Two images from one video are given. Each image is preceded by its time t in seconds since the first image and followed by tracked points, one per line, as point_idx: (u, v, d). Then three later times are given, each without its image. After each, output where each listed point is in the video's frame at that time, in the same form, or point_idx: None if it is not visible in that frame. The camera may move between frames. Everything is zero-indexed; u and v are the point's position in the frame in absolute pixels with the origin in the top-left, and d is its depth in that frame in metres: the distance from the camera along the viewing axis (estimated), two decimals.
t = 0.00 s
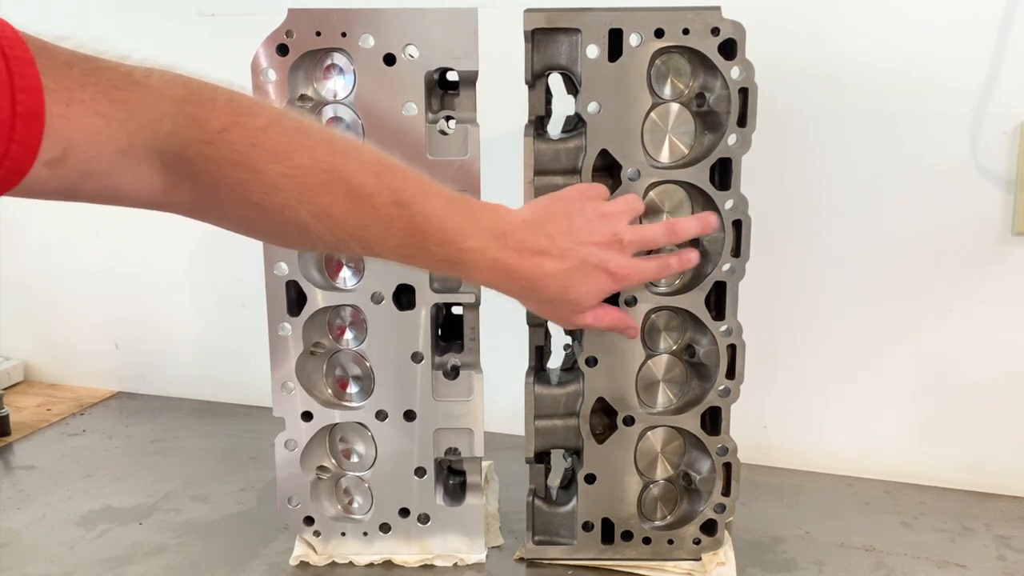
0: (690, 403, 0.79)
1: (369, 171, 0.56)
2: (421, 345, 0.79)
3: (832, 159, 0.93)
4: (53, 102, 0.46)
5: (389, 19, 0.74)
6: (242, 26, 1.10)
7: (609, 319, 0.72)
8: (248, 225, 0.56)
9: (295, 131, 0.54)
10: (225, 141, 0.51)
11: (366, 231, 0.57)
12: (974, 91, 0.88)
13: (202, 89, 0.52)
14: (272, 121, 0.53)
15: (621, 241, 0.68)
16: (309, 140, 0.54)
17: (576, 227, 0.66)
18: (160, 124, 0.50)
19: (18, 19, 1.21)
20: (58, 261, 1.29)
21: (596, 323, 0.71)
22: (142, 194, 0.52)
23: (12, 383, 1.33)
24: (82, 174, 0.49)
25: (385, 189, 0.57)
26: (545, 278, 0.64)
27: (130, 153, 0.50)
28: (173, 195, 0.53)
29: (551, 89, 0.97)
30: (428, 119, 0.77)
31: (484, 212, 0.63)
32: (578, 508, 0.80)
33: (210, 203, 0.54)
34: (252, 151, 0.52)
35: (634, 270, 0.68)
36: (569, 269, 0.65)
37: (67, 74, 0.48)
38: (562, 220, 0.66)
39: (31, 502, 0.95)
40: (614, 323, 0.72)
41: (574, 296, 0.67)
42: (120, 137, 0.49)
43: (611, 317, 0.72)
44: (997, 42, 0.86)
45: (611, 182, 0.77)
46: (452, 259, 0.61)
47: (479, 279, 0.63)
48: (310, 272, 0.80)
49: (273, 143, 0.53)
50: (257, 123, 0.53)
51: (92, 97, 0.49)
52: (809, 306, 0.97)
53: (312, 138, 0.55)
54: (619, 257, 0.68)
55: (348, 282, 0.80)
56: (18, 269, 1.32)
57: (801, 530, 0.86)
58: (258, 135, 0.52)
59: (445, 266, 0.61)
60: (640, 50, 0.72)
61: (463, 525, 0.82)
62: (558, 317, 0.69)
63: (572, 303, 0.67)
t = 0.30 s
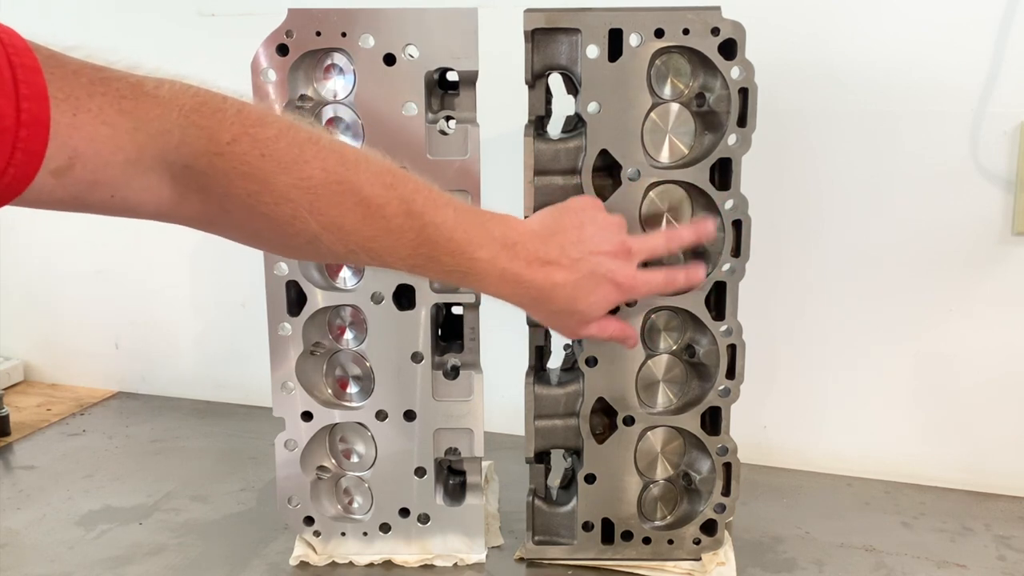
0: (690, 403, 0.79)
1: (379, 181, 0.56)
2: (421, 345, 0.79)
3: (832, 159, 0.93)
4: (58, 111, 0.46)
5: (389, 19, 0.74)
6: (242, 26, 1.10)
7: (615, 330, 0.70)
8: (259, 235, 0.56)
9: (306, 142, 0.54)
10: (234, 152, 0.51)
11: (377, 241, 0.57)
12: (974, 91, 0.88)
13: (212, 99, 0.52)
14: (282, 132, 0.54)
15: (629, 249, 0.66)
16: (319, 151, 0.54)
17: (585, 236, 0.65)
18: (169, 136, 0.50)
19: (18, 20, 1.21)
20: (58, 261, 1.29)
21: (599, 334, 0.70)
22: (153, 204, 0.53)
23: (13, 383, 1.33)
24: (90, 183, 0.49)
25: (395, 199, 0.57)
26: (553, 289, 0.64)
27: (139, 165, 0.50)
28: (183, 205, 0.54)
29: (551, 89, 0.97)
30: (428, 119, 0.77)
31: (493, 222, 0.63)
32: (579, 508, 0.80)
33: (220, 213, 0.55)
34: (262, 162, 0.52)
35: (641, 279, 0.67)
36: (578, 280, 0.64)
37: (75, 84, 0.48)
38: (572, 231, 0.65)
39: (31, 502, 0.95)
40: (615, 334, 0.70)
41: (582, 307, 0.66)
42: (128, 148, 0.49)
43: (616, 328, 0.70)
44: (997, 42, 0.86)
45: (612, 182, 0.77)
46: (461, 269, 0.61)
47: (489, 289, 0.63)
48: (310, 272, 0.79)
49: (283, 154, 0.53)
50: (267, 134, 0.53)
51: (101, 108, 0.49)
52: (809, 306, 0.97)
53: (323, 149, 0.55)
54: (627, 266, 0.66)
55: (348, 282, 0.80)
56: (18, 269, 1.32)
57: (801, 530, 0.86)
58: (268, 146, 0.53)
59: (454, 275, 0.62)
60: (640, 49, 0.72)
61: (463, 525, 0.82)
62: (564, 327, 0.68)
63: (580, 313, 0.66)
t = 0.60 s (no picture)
0: (690, 403, 0.79)
1: (338, 151, 0.56)
2: (421, 345, 0.79)
3: (832, 159, 0.93)
4: (28, 89, 0.47)
5: (389, 19, 0.74)
6: (242, 26, 1.10)
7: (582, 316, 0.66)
8: (220, 211, 0.56)
9: (263, 113, 0.54)
10: (193, 124, 0.52)
11: (336, 212, 0.56)
12: (974, 91, 0.88)
13: (172, 73, 0.52)
14: (240, 105, 0.53)
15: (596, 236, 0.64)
16: (277, 122, 0.54)
17: (552, 214, 0.62)
18: (130, 109, 0.51)
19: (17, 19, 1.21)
20: (57, 261, 1.29)
21: (566, 318, 0.66)
22: (115, 179, 0.53)
23: (13, 383, 1.33)
24: (57, 159, 0.49)
25: (354, 168, 0.56)
26: (515, 261, 0.61)
27: (101, 139, 0.50)
28: (145, 180, 0.54)
29: (551, 89, 0.97)
30: (428, 119, 0.77)
31: (458, 194, 0.62)
32: (579, 508, 0.80)
33: (182, 189, 0.54)
34: (219, 133, 0.52)
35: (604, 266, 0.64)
36: (543, 252, 0.62)
37: (38, 61, 0.48)
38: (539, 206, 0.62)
39: (31, 502, 0.95)
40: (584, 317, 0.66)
41: (548, 283, 0.62)
42: (92, 122, 0.50)
43: (587, 314, 0.66)
44: (997, 42, 0.86)
45: (611, 182, 0.77)
46: (423, 240, 0.60)
47: (454, 261, 0.62)
48: (310, 272, 0.80)
49: (240, 126, 0.53)
50: (225, 106, 0.53)
51: (66, 83, 0.49)
52: (809, 306, 0.97)
53: (281, 120, 0.54)
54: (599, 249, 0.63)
55: (348, 282, 0.80)
56: (18, 268, 1.32)
57: (801, 530, 0.86)
58: (225, 118, 0.52)
59: (418, 246, 0.60)
60: (640, 50, 0.72)
61: (463, 525, 0.82)
62: (528, 305, 0.65)
63: (545, 292, 0.63)
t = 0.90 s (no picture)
0: (690, 403, 0.79)
1: (360, 143, 0.57)
2: (421, 345, 0.79)
3: (832, 159, 0.93)
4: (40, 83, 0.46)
5: (389, 19, 0.74)
6: (242, 26, 1.10)
7: (592, 308, 0.71)
8: (243, 201, 0.57)
9: (285, 104, 0.55)
10: (215, 117, 0.52)
11: (361, 201, 0.58)
12: (974, 91, 0.88)
13: (190, 66, 0.52)
14: (261, 97, 0.54)
15: (620, 228, 0.67)
16: (299, 114, 0.55)
17: (572, 207, 0.65)
18: (149, 104, 0.50)
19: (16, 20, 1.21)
20: (57, 261, 1.29)
21: (577, 309, 0.70)
22: (137, 174, 0.53)
23: (13, 383, 1.33)
24: (75, 154, 0.49)
25: (377, 158, 0.57)
26: (537, 248, 0.63)
27: (121, 134, 0.50)
28: (166, 173, 0.54)
29: (551, 89, 0.97)
30: (428, 119, 0.77)
31: (478, 180, 0.63)
32: (579, 508, 0.80)
33: (204, 181, 0.55)
34: (242, 126, 0.53)
35: (628, 260, 0.67)
36: (563, 242, 0.64)
37: (52, 56, 0.47)
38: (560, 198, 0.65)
39: (31, 502, 0.95)
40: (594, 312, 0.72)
41: (565, 273, 0.65)
42: (109, 117, 0.49)
43: (594, 306, 0.71)
44: (997, 42, 0.86)
45: (611, 182, 0.77)
46: (447, 227, 0.61)
47: (476, 248, 0.63)
48: (310, 272, 0.80)
49: (264, 118, 0.53)
50: (247, 99, 0.53)
51: (80, 78, 0.48)
52: (809, 306, 0.97)
53: (303, 111, 0.55)
54: (617, 243, 0.66)
55: (348, 282, 0.80)
56: (17, 268, 1.32)
57: (801, 530, 0.86)
58: (248, 110, 0.53)
59: (441, 232, 0.62)
60: (640, 50, 0.72)
61: (463, 525, 0.82)
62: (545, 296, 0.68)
63: (562, 281, 0.66)
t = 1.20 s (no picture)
0: (690, 403, 0.79)
1: (320, 148, 0.56)
2: (421, 345, 0.79)
3: (832, 159, 0.93)
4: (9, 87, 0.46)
5: (389, 19, 0.74)
6: (242, 26, 1.10)
7: (540, 339, 0.72)
8: (200, 211, 0.54)
9: (243, 109, 0.53)
10: (177, 121, 0.50)
11: (323, 206, 0.56)
12: (974, 91, 0.88)
13: (151, 71, 0.51)
14: (221, 103, 0.52)
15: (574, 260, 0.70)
16: (258, 120, 0.54)
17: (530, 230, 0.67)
18: (113, 109, 0.49)
19: (16, 19, 1.21)
20: (57, 261, 1.29)
21: (522, 331, 0.71)
22: (97, 181, 0.51)
23: (13, 383, 1.33)
24: (39, 159, 0.48)
25: (337, 163, 0.56)
26: (492, 257, 0.65)
27: (85, 138, 0.49)
28: (126, 181, 0.52)
29: (551, 89, 0.97)
30: (429, 119, 0.77)
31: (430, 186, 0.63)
32: (579, 508, 0.80)
33: (163, 188, 0.53)
34: (202, 130, 0.51)
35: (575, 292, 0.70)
36: (518, 258, 0.66)
37: (18, 60, 0.47)
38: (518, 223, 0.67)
39: (31, 502, 0.95)
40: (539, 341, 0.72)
41: (519, 288, 0.67)
42: (75, 122, 0.48)
43: (546, 339, 0.72)
44: (997, 42, 0.86)
45: (611, 182, 0.77)
46: (408, 232, 0.61)
47: (433, 253, 0.63)
48: (310, 272, 0.80)
49: (223, 122, 0.52)
50: (207, 104, 0.52)
51: (45, 81, 0.48)
52: (809, 306, 0.97)
53: (262, 116, 0.54)
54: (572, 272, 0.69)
55: (348, 282, 0.80)
56: (17, 269, 1.32)
57: (801, 530, 0.86)
58: (208, 114, 0.52)
59: (399, 237, 0.61)
60: (640, 49, 0.72)
61: (463, 525, 0.82)
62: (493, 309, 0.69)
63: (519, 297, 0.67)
